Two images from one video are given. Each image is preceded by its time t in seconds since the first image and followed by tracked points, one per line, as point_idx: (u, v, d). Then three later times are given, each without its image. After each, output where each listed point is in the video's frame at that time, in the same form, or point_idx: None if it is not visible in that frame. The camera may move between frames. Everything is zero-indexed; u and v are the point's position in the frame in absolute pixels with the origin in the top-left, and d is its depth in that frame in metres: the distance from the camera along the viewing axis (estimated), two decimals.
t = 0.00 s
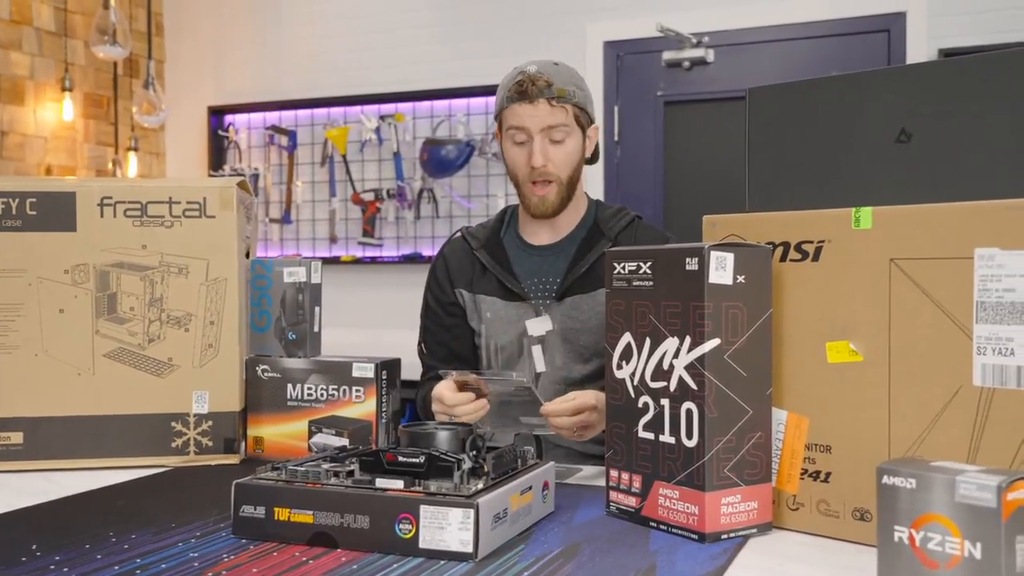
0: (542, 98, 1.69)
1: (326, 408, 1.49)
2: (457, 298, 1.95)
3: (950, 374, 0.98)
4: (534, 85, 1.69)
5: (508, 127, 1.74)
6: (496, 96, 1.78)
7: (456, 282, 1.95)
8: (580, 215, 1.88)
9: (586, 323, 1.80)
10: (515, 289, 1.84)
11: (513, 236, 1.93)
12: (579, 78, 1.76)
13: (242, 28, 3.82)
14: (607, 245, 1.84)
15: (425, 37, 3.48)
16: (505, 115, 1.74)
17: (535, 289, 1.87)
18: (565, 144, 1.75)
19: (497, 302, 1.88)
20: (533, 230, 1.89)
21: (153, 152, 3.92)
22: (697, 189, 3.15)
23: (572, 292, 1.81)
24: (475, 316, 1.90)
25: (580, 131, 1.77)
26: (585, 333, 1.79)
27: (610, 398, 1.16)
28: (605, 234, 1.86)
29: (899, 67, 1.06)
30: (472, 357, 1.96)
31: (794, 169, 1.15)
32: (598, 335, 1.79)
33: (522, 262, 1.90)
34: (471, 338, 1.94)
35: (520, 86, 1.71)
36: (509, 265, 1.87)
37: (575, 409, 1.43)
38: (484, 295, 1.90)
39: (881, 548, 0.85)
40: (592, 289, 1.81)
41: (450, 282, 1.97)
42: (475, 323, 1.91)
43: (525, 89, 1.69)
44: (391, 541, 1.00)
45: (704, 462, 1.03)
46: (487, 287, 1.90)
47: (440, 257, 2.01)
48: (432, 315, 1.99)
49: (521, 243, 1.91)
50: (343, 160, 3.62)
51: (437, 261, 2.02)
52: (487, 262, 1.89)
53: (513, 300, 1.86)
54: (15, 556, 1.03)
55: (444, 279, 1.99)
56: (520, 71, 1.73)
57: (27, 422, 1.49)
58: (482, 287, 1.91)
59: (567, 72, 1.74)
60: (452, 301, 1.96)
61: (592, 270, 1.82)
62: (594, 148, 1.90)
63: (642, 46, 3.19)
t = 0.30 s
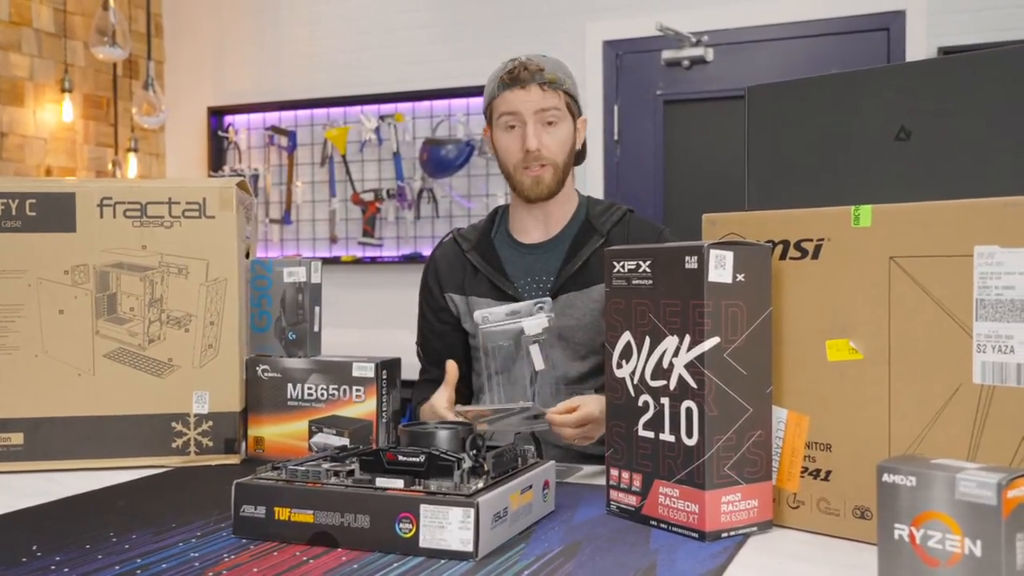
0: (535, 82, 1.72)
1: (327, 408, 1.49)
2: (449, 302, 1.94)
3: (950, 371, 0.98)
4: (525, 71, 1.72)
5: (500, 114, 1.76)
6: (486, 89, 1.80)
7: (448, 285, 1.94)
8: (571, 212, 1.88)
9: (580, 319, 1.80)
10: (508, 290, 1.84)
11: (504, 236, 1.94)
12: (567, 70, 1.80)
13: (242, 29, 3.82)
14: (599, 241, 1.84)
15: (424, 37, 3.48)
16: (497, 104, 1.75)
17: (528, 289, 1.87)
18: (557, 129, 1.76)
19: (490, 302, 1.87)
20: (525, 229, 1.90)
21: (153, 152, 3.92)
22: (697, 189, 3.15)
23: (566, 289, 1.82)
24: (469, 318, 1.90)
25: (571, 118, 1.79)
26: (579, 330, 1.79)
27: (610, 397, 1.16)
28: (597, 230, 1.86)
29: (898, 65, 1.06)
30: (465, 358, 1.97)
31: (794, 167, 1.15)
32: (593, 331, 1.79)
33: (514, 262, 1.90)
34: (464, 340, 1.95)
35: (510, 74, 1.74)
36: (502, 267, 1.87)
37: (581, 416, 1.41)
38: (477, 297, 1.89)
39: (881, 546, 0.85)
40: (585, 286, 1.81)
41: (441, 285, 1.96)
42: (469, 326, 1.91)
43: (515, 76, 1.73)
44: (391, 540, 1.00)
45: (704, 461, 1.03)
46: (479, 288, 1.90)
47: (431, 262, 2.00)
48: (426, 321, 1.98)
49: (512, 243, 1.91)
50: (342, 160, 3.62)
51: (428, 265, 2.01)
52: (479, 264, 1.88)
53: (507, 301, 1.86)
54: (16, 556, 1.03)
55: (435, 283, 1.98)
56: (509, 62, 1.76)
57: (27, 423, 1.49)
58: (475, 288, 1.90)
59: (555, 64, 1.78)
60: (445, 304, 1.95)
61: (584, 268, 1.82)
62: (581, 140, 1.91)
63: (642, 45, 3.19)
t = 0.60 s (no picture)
0: (522, 89, 1.72)
1: (330, 407, 1.49)
2: (447, 305, 1.94)
3: (955, 370, 0.98)
4: (512, 77, 1.71)
5: (489, 122, 1.76)
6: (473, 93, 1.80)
7: (445, 288, 1.94)
8: (565, 212, 1.88)
9: (577, 318, 1.79)
10: (504, 292, 1.83)
11: (499, 238, 1.93)
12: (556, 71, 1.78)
13: (246, 27, 3.83)
14: (594, 239, 1.84)
15: (427, 36, 3.48)
16: (485, 112, 1.75)
17: (523, 289, 1.86)
18: (546, 134, 1.76)
19: (486, 304, 1.86)
20: (519, 228, 1.89)
21: (158, 151, 3.93)
22: (700, 188, 3.15)
23: (561, 288, 1.81)
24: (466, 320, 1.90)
25: (560, 120, 1.79)
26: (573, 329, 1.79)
27: (614, 396, 1.16)
28: (591, 227, 1.85)
29: (902, 63, 1.06)
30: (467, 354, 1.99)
31: (798, 166, 1.15)
32: (590, 328, 1.80)
33: (510, 263, 1.89)
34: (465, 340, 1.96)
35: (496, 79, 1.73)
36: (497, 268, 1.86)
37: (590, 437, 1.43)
38: (473, 298, 1.88)
39: (885, 545, 0.85)
40: (580, 285, 1.81)
41: (439, 288, 1.96)
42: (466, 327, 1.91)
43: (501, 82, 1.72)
44: (395, 539, 1.00)
45: (708, 460, 1.03)
46: (474, 290, 1.89)
47: (429, 266, 2.00)
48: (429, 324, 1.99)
49: (508, 244, 1.90)
50: (346, 159, 3.62)
51: (426, 268, 2.01)
52: (475, 267, 1.87)
53: (502, 302, 1.85)
54: (20, 555, 1.03)
55: (433, 286, 1.98)
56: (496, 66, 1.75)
57: (31, 422, 1.49)
58: (470, 290, 1.89)
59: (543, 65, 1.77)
60: (445, 307, 1.95)
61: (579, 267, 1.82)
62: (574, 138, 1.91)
63: (645, 44, 3.18)
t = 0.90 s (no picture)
0: (513, 114, 1.66)
1: (329, 408, 1.49)
2: (448, 304, 1.94)
3: (953, 371, 0.97)
4: (503, 102, 1.65)
5: (482, 142, 1.72)
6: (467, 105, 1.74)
7: (446, 288, 1.94)
8: (564, 215, 1.88)
9: (576, 319, 1.80)
10: (505, 292, 1.84)
11: (500, 239, 1.94)
12: (549, 83, 1.71)
13: (245, 27, 3.83)
14: (594, 240, 1.83)
15: (426, 37, 3.48)
16: (478, 130, 1.72)
17: (525, 290, 1.87)
18: (540, 153, 1.73)
19: (486, 304, 1.87)
20: (519, 230, 1.89)
21: (157, 152, 3.93)
22: (700, 188, 3.15)
23: (560, 289, 1.81)
24: (466, 320, 1.90)
25: (554, 136, 1.74)
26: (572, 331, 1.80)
27: (613, 396, 1.16)
28: (592, 229, 1.85)
29: (902, 63, 1.06)
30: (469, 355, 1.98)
31: (797, 166, 1.15)
32: (588, 330, 1.80)
33: (511, 264, 1.90)
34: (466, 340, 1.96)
35: (488, 99, 1.67)
36: (497, 268, 1.86)
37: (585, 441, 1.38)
38: (473, 298, 1.89)
39: (884, 545, 0.85)
40: (580, 286, 1.81)
41: (439, 287, 1.96)
42: (466, 327, 1.91)
43: (491, 106, 1.66)
44: (394, 539, 1.00)
45: (707, 460, 1.03)
46: (476, 290, 1.89)
47: (430, 265, 2.00)
48: (429, 323, 1.99)
49: (509, 245, 1.92)
50: (345, 159, 3.62)
51: (427, 267, 2.01)
52: (475, 266, 1.87)
53: (503, 303, 1.85)
54: (19, 556, 1.03)
55: (434, 286, 1.98)
56: (488, 82, 1.68)
57: (30, 423, 1.49)
58: (471, 290, 1.89)
59: (536, 78, 1.70)
60: (445, 306, 1.95)
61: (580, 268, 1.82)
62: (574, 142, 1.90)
63: (644, 44, 3.18)
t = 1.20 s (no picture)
0: (526, 107, 1.67)
1: (332, 406, 1.49)
2: (450, 298, 1.94)
3: (957, 368, 0.97)
4: (517, 94, 1.67)
5: (494, 135, 1.73)
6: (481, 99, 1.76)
7: (449, 282, 1.94)
8: (570, 212, 1.88)
9: (580, 318, 1.80)
10: (509, 287, 1.84)
11: (505, 234, 1.94)
12: (564, 79, 1.72)
13: (247, 26, 3.82)
14: (600, 239, 1.82)
15: (428, 35, 3.48)
16: (490, 122, 1.72)
17: (528, 286, 1.86)
18: (551, 149, 1.73)
19: (490, 299, 1.87)
20: (524, 226, 1.89)
21: (159, 151, 3.93)
22: (702, 186, 3.14)
23: (565, 287, 1.81)
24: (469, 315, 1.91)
25: (566, 133, 1.74)
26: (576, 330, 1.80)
27: (615, 394, 1.16)
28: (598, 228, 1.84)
29: (904, 59, 1.05)
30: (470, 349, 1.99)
31: (799, 163, 1.15)
32: (592, 329, 1.80)
33: (515, 260, 1.90)
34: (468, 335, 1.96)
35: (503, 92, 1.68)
36: (502, 263, 1.86)
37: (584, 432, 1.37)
38: (477, 293, 1.89)
39: (887, 542, 0.85)
40: (585, 284, 1.80)
41: (443, 281, 1.97)
42: (469, 322, 1.91)
43: (505, 98, 1.67)
44: (396, 537, 1.00)
45: (709, 458, 1.02)
46: (479, 284, 1.90)
47: (433, 258, 2.00)
48: (430, 318, 1.99)
49: (514, 241, 1.91)
50: (347, 157, 3.62)
51: (430, 261, 2.01)
52: (480, 261, 1.88)
53: (507, 298, 1.86)
54: (21, 554, 1.03)
55: (437, 279, 1.98)
56: (503, 76, 1.70)
57: (32, 421, 1.49)
58: (475, 285, 1.90)
59: (551, 73, 1.71)
60: (447, 301, 1.95)
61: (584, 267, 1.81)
62: (583, 141, 1.88)
63: (647, 41, 3.18)
